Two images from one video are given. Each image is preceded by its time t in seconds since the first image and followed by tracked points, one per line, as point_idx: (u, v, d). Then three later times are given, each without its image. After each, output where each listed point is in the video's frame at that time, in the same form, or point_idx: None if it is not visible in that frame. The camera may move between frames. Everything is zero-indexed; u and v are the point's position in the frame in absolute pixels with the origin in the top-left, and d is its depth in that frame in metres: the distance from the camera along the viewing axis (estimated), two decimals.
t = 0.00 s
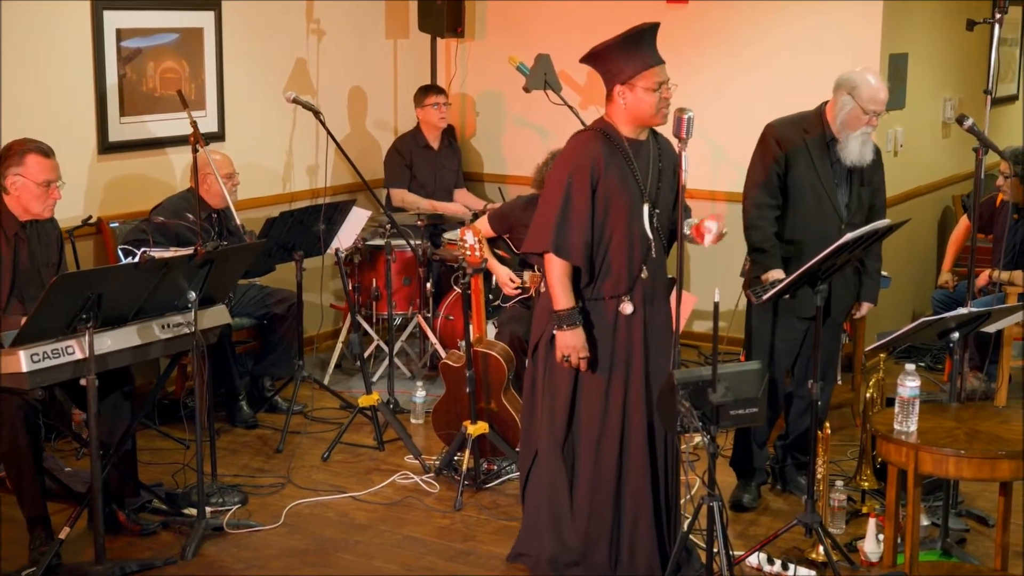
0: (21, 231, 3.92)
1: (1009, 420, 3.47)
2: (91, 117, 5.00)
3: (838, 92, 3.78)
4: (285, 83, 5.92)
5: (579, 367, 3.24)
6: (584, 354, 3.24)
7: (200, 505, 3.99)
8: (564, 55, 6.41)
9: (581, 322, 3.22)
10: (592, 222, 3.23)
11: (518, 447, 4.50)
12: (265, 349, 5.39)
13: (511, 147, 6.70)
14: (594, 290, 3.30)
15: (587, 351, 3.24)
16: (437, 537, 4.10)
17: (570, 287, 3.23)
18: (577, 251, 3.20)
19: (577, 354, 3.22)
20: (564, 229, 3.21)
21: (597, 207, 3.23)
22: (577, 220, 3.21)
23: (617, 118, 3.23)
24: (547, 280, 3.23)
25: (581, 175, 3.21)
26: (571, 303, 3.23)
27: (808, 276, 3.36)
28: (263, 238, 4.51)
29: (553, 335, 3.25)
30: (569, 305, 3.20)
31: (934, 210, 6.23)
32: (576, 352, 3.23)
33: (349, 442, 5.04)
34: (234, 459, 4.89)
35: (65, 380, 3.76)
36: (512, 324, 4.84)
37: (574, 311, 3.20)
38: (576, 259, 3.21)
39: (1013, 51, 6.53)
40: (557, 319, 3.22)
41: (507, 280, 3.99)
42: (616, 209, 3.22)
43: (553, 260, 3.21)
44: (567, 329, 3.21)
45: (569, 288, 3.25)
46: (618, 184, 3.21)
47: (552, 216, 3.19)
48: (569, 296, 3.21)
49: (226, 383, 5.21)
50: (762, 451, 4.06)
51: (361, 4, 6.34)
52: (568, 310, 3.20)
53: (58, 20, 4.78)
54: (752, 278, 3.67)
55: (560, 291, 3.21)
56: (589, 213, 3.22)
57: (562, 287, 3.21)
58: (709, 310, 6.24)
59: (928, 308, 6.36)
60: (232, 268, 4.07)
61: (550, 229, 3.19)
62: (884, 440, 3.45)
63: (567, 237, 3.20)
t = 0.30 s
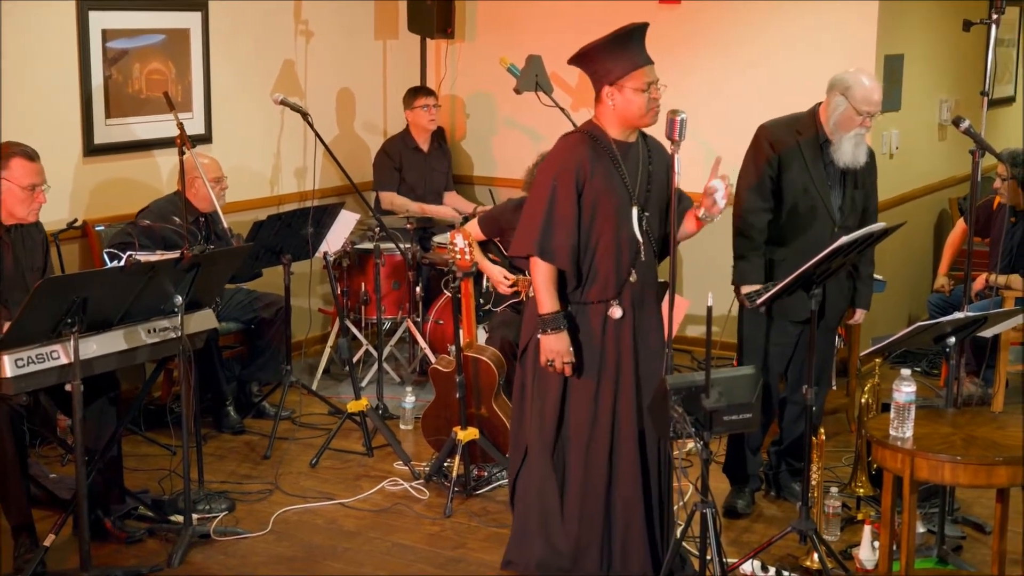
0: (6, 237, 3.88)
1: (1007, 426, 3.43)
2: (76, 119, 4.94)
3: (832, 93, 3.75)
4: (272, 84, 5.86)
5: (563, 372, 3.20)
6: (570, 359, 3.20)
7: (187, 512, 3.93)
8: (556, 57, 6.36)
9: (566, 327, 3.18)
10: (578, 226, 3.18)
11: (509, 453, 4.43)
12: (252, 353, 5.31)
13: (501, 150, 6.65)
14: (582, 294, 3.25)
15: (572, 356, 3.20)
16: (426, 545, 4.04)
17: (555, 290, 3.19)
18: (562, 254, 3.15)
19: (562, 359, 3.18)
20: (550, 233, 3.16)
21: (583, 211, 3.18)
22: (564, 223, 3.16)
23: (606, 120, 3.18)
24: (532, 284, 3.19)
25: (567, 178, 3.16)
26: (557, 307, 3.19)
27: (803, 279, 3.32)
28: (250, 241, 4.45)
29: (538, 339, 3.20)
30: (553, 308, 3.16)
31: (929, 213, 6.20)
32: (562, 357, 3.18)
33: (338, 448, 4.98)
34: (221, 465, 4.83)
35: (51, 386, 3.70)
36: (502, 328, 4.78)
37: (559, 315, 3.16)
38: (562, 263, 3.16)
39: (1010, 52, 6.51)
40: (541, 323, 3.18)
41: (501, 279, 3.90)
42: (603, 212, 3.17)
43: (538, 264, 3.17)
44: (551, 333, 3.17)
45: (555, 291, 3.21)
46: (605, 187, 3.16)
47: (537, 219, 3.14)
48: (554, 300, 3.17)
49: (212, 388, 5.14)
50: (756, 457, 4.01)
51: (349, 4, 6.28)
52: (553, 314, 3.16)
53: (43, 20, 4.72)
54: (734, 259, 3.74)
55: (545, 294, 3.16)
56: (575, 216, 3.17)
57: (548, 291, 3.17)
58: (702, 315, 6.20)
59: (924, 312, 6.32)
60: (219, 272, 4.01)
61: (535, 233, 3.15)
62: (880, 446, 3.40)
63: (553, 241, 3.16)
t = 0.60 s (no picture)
0: None
1: (1004, 431, 3.39)
2: (63, 121, 4.88)
3: (826, 95, 3.69)
4: (261, 85, 5.81)
5: (553, 375, 3.16)
6: (560, 362, 3.16)
7: (175, 518, 3.87)
8: (548, 58, 6.32)
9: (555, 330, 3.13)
10: (566, 228, 3.14)
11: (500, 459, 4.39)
12: (241, 358, 5.23)
13: (493, 152, 6.61)
14: (571, 298, 3.20)
15: (561, 359, 3.16)
16: (417, 551, 3.99)
17: (544, 293, 3.14)
18: (550, 257, 3.11)
19: (551, 362, 3.14)
20: (539, 235, 3.12)
21: (572, 214, 3.13)
22: (552, 226, 3.12)
23: (598, 122, 3.14)
24: (521, 287, 3.16)
25: (554, 180, 3.12)
26: (546, 310, 3.15)
27: (798, 283, 3.30)
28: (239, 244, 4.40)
29: (527, 342, 3.16)
30: (542, 311, 3.12)
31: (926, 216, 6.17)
32: (551, 360, 3.14)
33: (327, 454, 4.92)
34: (209, 471, 4.77)
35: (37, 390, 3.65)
36: (494, 332, 4.73)
37: (548, 318, 3.12)
38: (550, 265, 3.12)
39: (1007, 54, 6.49)
40: (530, 326, 3.14)
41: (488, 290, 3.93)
42: (591, 215, 3.13)
43: (526, 267, 3.13)
44: (540, 336, 3.12)
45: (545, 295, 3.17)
46: (595, 189, 3.12)
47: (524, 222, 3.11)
48: (543, 303, 3.13)
49: (201, 392, 5.08)
50: (750, 463, 3.97)
51: (340, 5, 6.24)
52: (542, 317, 3.12)
53: (30, 20, 4.66)
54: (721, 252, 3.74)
55: (534, 297, 3.12)
56: (564, 218, 3.12)
57: (537, 294, 3.13)
58: (696, 319, 6.15)
59: (919, 315, 6.28)
60: (208, 276, 3.95)
61: (522, 236, 3.11)
62: (875, 451, 3.36)
63: (541, 243, 3.12)
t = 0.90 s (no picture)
0: None
1: (1001, 438, 3.35)
2: (46, 123, 4.81)
3: (819, 95, 3.67)
4: (249, 86, 5.75)
5: (541, 380, 3.11)
6: (550, 366, 3.10)
7: (161, 525, 3.82)
8: (539, 59, 6.27)
9: (544, 336, 3.09)
10: (560, 231, 3.09)
11: (491, 465, 4.33)
12: (228, 363, 5.19)
13: (482, 154, 6.56)
14: (566, 302, 3.15)
15: (550, 364, 3.11)
16: (407, 559, 3.93)
17: (536, 297, 3.10)
18: (541, 260, 3.06)
19: (540, 367, 3.09)
20: (530, 238, 3.06)
21: (566, 216, 3.08)
22: (543, 228, 3.06)
23: (590, 123, 3.09)
24: (512, 291, 3.11)
25: (548, 183, 3.07)
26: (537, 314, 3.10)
27: (791, 287, 3.28)
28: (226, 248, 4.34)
29: (517, 346, 3.11)
30: (532, 316, 3.07)
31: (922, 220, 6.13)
32: (543, 366, 3.09)
33: (315, 460, 4.85)
34: (195, 477, 4.70)
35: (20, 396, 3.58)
36: (484, 337, 4.67)
37: (538, 322, 3.07)
38: (542, 269, 3.06)
39: (1003, 54, 6.46)
40: (520, 330, 3.09)
41: (480, 292, 3.93)
42: (586, 217, 3.07)
43: (518, 271, 3.08)
44: (530, 340, 3.08)
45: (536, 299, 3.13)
46: (589, 191, 3.07)
47: (515, 225, 3.06)
48: (533, 306, 3.08)
49: (187, 398, 5.02)
50: (743, 469, 3.91)
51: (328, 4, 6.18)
52: (532, 321, 3.07)
53: (13, 20, 4.59)
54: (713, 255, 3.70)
55: (524, 301, 3.08)
56: (557, 221, 3.07)
57: (528, 297, 3.08)
58: (689, 324, 6.10)
59: (915, 319, 6.24)
60: (194, 282, 3.91)
61: (514, 238, 3.06)
62: (871, 458, 3.31)
63: (534, 245, 3.06)
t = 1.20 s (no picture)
0: None
1: (997, 444, 3.29)
2: (27, 125, 4.73)
3: (813, 98, 3.61)
4: (234, 88, 5.67)
5: (537, 386, 3.07)
6: (545, 372, 3.06)
7: (144, 533, 3.75)
8: (529, 61, 6.21)
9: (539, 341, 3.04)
10: (555, 235, 3.03)
11: (479, 472, 4.26)
12: (212, 369, 5.12)
13: (471, 158, 6.50)
14: (563, 306, 3.09)
15: (546, 370, 3.06)
16: (394, 568, 3.86)
17: (531, 302, 3.06)
18: (536, 266, 3.01)
19: (535, 373, 3.04)
20: (524, 243, 3.02)
21: (561, 219, 3.03)
22: (538, 232, 3.01)
23: (585, 125, 3.02)
24: (507, 297, 3.06)
25: (542, 186, 3.02)
26: (532, 320, 3.06)
27: (785, 291, 3.23)
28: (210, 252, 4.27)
29: (513, 353, 3.07)
30: (527, 321, 3.03)
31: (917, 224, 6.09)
32: (540, 371, 3.05)
33: (301, 467, 4.78)
34: (179, 485, 4.62)
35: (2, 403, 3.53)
36: (472, 343, 4.60)
37: (533, 328, 3.03)
38: (537, 274, 3.02)
39: (999, 56, 6.42)
40: (515, 336, 3.05)
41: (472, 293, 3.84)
42: (581, 220, 3.01)
43: (513, 277, 3.04)
44: (526, 346, 3.03)
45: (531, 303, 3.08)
46: (585, 193, 3.01)
47: (508, 231, 3.02)
48: (528, 312, 3.04)
49: (171, 405, 4.94)
50: (737, 477, 3.85)
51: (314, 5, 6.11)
52: (526, 327, 3.03)
53: None
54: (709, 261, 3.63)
55: (518, 307, 3.04)
56: (551, 225, 3.02)
57: (523, 302, 3.04)
58: (680, 329, 6.05)
59: (909, 324, 6.20)
60: (178, 286, 3.81)
61: (508, 242, 3.02)
62: (865, 465, 3.26)
63: (528, 250, 3.02)
